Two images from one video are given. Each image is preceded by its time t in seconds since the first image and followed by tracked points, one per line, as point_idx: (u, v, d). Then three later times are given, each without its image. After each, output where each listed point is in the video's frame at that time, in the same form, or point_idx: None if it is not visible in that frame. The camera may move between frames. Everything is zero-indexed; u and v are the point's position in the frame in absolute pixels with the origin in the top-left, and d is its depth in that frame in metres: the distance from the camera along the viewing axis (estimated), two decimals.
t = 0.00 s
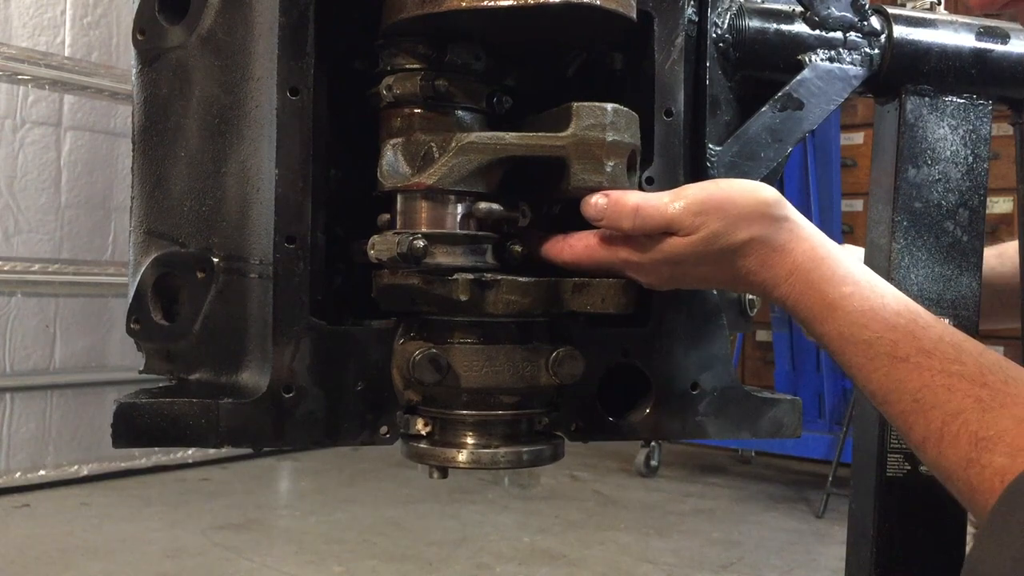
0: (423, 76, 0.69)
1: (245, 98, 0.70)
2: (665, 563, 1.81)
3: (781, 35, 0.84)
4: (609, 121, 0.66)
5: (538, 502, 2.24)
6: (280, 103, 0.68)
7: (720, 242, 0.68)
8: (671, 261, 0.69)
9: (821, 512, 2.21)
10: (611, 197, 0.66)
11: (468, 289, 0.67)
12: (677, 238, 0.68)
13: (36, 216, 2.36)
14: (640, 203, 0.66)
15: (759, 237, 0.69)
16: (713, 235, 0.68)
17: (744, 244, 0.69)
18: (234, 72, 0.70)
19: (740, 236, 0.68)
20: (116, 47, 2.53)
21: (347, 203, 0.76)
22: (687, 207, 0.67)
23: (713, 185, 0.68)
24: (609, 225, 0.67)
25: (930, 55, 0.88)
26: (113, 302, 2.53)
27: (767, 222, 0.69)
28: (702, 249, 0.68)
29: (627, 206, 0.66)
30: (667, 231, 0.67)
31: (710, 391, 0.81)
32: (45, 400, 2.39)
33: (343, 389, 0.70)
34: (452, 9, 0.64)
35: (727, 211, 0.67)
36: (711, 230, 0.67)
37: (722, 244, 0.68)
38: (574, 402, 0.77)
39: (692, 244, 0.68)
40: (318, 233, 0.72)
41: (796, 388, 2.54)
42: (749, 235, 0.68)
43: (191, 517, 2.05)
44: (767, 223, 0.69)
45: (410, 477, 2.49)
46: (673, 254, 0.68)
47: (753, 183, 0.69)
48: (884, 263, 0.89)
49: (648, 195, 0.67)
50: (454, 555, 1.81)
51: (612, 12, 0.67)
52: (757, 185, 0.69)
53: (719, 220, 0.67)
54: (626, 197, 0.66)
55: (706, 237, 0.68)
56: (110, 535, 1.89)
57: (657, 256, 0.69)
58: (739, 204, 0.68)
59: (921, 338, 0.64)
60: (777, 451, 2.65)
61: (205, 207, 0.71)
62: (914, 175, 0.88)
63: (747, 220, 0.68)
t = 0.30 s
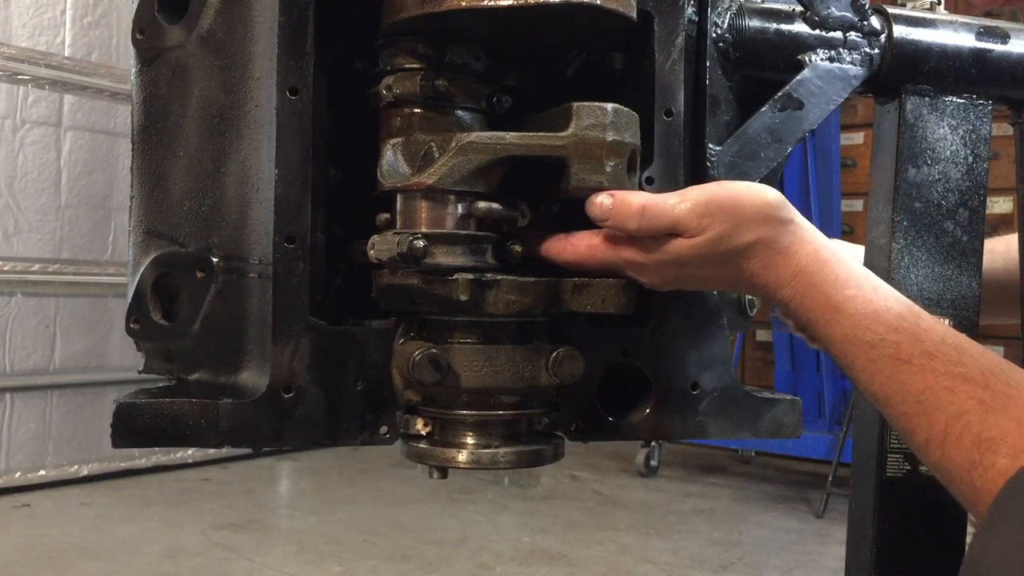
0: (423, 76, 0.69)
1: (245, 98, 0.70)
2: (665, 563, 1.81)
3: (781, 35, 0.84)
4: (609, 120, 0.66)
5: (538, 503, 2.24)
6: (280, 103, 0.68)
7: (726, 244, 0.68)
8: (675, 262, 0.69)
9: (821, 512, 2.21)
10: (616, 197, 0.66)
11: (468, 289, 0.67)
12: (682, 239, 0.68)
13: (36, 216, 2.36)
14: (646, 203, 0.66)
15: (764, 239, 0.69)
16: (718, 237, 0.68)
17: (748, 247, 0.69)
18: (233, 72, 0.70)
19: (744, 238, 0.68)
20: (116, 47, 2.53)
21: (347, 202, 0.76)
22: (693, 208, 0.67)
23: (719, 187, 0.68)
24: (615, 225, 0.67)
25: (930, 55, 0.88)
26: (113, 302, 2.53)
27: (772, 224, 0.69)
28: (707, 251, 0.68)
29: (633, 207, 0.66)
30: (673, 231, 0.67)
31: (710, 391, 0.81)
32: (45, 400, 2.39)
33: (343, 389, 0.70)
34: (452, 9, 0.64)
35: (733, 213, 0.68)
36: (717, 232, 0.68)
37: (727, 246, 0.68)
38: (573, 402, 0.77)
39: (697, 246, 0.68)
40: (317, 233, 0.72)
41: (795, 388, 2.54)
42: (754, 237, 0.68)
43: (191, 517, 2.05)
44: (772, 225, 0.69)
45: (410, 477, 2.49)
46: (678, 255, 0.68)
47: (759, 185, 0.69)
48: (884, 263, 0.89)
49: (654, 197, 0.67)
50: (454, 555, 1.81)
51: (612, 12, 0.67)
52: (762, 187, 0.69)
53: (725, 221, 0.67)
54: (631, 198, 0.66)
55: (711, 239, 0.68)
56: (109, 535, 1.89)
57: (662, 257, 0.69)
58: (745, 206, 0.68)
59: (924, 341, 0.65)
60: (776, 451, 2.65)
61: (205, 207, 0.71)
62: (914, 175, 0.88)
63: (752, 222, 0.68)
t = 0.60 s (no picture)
0: (423, 76, 0.69)
1: (245, 98, 0.69)
2: (665, 563, 1.81)
3: (780, 34, 0.84)
4: (609, 120, 0.66)
5: (538, 502, 2.24)
6: (279, 103, 0.68)
7: (730, 248, 0.68)
8: (680, 266, 0.69)
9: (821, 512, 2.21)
10: (622, 200, 0.66)
11: (468, 290, 0.67)
12: (687, 243, 0.68)
13: (36, 217, 2.36)
14: (651, 207, 0.66)
15: (768, 244, 0.69)
16: (723, 240, 0.68)
17: (753, 250, 0.69)
18: (233, 72, 0.70)
19: (749, 242, 0.68)
20: (115, 47, 2.53)
21: (347, 203, 0.76)
22: (697, 212, 0.67)
23: (723, 191, 0.68)
24: (619, 228, 0.67)
25: (930, 55, 0.88)
26: (113, 302, 2.53)
27: (775, 229, 0.69)
28: (711, 255, 0.69)
29: (638, 210, 0.66)
30: (676, 235, 0.68)
31: (710, 391, 0.81)
32: (45, 400, 2.39)
33: (342, 389, 0.70)
34: (452, 9, 0.64)
35: (737, 216, 0.68)
36: (721, 236, 0.68)
37: (731, 250, 0.68)
38: (573, 402, 0.77)
39: (701, 250, 0.68)
40: (317, 233, 0.72)
41: (795, 388, 2.54)
42: (758, 241, 0.68)
43: (192, 517, 2.05)
44: (775, 229, 0.69)
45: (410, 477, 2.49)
46: (682, 258, 0.68)
47: (762, 190, 0.69)
48: (884, 263, 0.89)
49: (658, 200, 0.67)
50: (454, 555, 1.81)
51: (612, 12, 0.67)
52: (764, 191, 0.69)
53: (729, 226, 0.68)
54: (636, 201, 0.66)
55: (715, 242, 0.68)
56: (109, 535, 1.89)
57: (665, 260, 0.69)
58: (748, 209, 0.68)
59: (928, 344, 0.65)
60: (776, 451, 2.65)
61: (205, 207, 0.71)
62: (914, 175, 0.88)
63: (756, 226, 0.68)
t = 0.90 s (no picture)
0: (423, 77, 0.69)
1: (244, 98, 0.69)
2: (665, 563, 1.81)
3: (780, 35, 0.84)
4: (609, 121, 0.66)
5: (538, 502, 2.24)
6: (279, 103, 0.68)
7: (727, 247, 0.68)
8: (676, 264, 0.69)
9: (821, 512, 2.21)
10: (621, 197, 0.66)
11: (468, 290, 0.67)
12: (684, 241, 0.68)
13: (36, 216, 2.36)
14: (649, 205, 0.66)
15: (764, 243, 0.69)
16: (719, 239, 0.68)
17: (749, 250, 0.69)
18: (233, 72, 0.70)
19: (746, 241, 0.68)
20: (115, 47, 2.53)
21: (347, 202, 0.76)
22: (694, 211, 0.67)
23: (721, 191, 0.68)
24: (617, 226, 0.67)
25: (930, 55, 0.88)
26: (113, 302, 2.53)
27: (770, 228, 0.69)
28: (708, 254, 0.69)
29: (636, 208, 0.66)
30: (673, 233, 0.67)
31: (709, 391, 0.81)
32: (45, 400, 2.39)
33: (342, 389, 0.70)
34: (452, 9, 0.64)
35: (735, 215, 0.68)
36: (718, 234, 0.68)
37: (727, 248, 0.68)
38: (574, 402, 0.77)
39: (698, 249, 0.68)
40: (317, 233, 0.72)
41: (796, 388, 2.54)
42: (755, 240, 0.69)
43: (192, 517, 2.05)
44: (772, 229, 0.69)
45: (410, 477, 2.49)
46: (679, 257, 0.68)
47: (758, 190, 0.69)
48: (884, 263, 0.89)
49: (657, 198, 0.67)
50: (454, 555, 1.81)
51: (612, 12, 0.67)
52: (759, 190, 0.69)
53: (726, 225, 0.68)
54: (635, 198, 0.66)
55: (712, 241, 0.68)
56: (109, 535, 1.89)
57: (663, 258, 0.69)
58: (745, 209, 0.68)
59: (925, 343, 0.65)
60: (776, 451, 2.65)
61: (204, 207, 0.71)
62: (914, 175, 0.88)
63: (753, 226, 0.68)
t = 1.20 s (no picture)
0: (423, 76, 0.69)
1: (245, 99, 0.69)
2: (665, 563, 1.81)
3: (780, 35, 0.84)
4: (609, 121, 0.66)
5: (538, 502, 2.24)
6: (279, 103, 0.68)
7: (734, 246, 0.69)
8: (683, 264, 0.69)
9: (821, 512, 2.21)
10: (627, 196, 0.66)
11: (468, 290, 0.67)
12: (691, 240, 0.68)
13: (36, 216, 2.36)
14: (657, 203, 0.66)
15: (771, 244, 0.69)
16: (726, 237, 0.68)
17: (756, 249, 0.69)
18: (233, 72, 0.70)
19: (753, 240, 0.69)
20: (116, 47, 2.53)
21: (347, 203, 0.76)
22: (703, 210, 0.67)
23: (728, 190, 0.69)
24: (624, 225, 0.66)
25: (930, 55, 0.88)
26: (113, 301, 2.53)
27: (777, 230, 0.69)
28: (714, 253, 0.69)
29: (642, 207, 0.66)
30: (681, 232, 0.67)
31: (710, 391, 0.81)
32: (45, 400, 2.39)
33: (342, 389, 0.70)
34: (452, 9, 0.64)
35: (742, 214, 0.68)
36: (726, 233, 0.68)
37: (734, 248, 0.69)
38: (574, 402, 0.77)
39: (705, 248, 0.68)
40: (317, 233, 0.72)
41: (796, 388, 2.54)
42: (761, 239, 0.69)
43: (192, 517, 2.05)
44: (778, 229, 0.70)
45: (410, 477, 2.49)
46: (686, 256, 0.68)
47: (764, 191, 0.70)
48: (884, 263, 0.89)
49: (665, 197, 0.67)
50: (454, 555, 1.81)
51: (612, 12, 0.66)
52: (766, 193, 0.70)
53: (734, 225, 0.68)
54: (643, 198, 0.66)
55: (719, 240, 0.68)
56: (109, 535, 1.89)
57: (668, 258, 0.69)
58: (752, 209, 0.68)
59: (929, 345, 0.65)
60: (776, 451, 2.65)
61: (204, 207, 0.71)
62: (914, 175, 0.88)
63: (759, 225, 0.69)
